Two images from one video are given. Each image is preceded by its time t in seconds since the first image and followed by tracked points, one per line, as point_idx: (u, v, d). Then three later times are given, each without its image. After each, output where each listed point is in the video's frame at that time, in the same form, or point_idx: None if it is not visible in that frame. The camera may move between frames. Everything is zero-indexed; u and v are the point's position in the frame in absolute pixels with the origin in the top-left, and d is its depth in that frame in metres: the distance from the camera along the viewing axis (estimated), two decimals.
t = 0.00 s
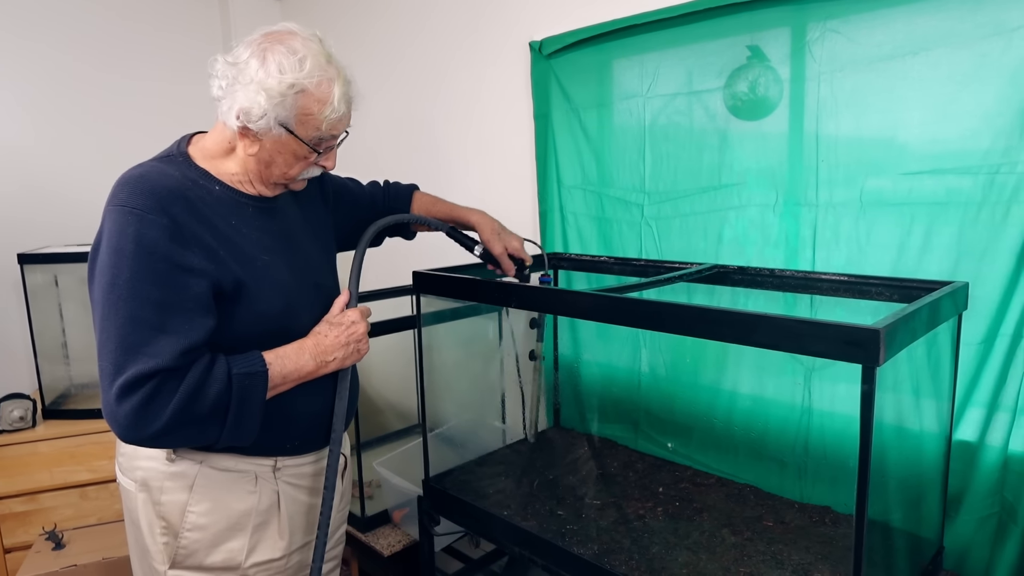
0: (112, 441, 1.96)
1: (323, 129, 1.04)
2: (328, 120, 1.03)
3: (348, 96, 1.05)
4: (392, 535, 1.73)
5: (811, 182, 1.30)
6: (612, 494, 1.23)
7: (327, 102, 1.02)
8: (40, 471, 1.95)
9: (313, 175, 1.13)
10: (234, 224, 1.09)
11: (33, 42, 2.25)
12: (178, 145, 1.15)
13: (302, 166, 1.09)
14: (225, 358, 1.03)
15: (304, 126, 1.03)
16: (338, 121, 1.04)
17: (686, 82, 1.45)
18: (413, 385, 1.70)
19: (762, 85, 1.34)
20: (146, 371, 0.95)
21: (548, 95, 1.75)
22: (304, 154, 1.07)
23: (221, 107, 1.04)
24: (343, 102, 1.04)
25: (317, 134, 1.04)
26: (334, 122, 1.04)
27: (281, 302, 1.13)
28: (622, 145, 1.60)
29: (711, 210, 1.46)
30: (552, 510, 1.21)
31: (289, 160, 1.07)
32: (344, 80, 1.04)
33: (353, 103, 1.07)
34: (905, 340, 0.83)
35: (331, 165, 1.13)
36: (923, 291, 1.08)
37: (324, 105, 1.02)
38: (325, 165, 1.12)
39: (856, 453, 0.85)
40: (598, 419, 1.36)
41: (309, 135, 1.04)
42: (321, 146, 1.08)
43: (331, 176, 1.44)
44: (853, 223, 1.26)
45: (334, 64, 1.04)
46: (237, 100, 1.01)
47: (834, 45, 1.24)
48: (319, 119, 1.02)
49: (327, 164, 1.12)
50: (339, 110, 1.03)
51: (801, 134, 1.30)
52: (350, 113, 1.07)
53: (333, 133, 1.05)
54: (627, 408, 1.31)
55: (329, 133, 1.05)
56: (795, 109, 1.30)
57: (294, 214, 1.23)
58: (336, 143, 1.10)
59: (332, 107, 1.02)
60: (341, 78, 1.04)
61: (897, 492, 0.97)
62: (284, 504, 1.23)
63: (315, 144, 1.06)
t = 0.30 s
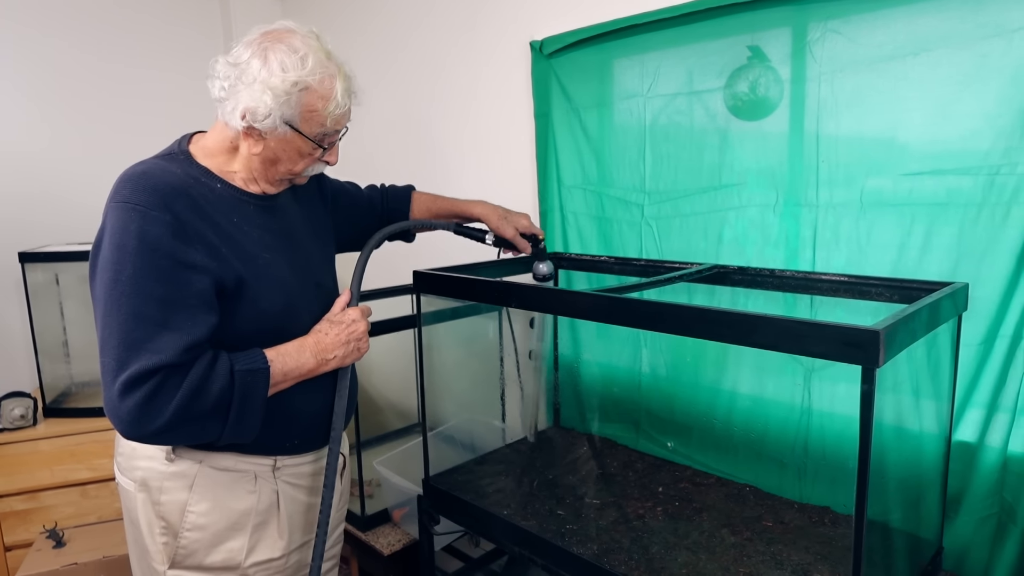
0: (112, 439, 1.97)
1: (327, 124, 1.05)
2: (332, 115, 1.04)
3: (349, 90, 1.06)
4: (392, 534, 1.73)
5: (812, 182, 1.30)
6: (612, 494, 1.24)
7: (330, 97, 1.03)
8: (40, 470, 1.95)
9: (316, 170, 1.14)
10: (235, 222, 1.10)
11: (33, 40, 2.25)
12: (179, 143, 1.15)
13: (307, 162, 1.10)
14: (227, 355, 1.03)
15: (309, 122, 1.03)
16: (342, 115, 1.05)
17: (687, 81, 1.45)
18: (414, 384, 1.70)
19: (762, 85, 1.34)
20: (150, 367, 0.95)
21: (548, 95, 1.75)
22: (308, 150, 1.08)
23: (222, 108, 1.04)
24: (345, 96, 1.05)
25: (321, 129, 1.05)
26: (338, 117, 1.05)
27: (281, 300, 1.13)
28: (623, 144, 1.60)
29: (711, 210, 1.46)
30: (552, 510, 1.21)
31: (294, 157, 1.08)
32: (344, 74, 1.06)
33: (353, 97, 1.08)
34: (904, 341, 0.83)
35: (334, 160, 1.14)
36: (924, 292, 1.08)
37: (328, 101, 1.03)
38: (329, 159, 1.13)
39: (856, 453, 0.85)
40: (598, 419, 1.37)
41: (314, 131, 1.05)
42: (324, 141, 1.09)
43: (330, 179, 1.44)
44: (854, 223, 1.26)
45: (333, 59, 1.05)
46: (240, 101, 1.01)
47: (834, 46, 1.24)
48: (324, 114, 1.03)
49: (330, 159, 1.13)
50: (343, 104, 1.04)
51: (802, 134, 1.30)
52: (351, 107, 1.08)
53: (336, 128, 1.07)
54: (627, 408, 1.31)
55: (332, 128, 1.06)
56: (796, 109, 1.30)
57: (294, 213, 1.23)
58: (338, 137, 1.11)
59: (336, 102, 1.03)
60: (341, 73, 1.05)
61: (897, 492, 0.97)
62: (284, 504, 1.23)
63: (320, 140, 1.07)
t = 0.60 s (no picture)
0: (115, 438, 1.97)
1: (327, 115, 1.05)
2: (331, 104, 1.04)
3: (347, 79, 1.06)
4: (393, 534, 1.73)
5: (816, 184, 1.30)
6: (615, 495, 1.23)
7: (328, 86, 1.03)
8: (43, 469, 1.95)
9: (323, 164, 1.14)
10: (241, 220, 1.10)
11: (37, 40, 2.25)
12: (185, 144, 1.15)
13: (312, 156, 1.10)
14: (232, 353, 1.03)
15: (308, 114, 1.04)
16: (342, 105, 1.05)
17: (691, 83, 1.45)
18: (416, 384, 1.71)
19: (766, 86, 1.33)
20: (154, 364, 0.95)
21: (552, 96, 1.75)
22: (311, 143, 1.07)
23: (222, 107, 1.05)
24: (344, 85, 1.05)
25: (322, 120, 1.05)
26: (337, 106, 1.05)
27: (285, 299, 1.13)
28: (626, 146, 1.60)
29: (714, 212, 1.46)
30: (554, 512, 1.21)
31: (298, 151, 1.08)
32: (340, 63, 1.05)
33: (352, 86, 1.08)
34: (908, 344, 0.83)
35: (340, 153, 1.14)
36: (928, 295, 1.07)
37: (326, 90, 1.03)
38: (335, 152, 1.13)
39: (858, 456, 0.85)
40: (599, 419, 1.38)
41: (315, 123, 1.05)
42: (327, 133, 1.09)
43: (339, 188, 1.46)
44: (858, 225, 1.25)
45: (328, 49, 1.05)
46: (239, 97, 1.01)
47: (838, 47, 1.23)
48: (323, 104, 1.03)
49: (335, 152, 1.13)
50: (341, 93, 1.04)
51: (806, 136, 1.30)
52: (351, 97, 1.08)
53: (337, 118, 1.06)
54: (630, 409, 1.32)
55: (333, 118, 1.06)
56: (800, 110, 1.30)
57: (298, 213, 1.23)
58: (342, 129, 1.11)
59: (334, 91, 1.03)
60: (337, 62, 1.05)
61: (899, 496, 0.97)
62: (285, 504, 1.23)
63: (322, 131, 1.07)
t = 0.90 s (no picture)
0: (118, 438, 1.98)
1: (328, 103, 1.05)
2: (331, 93, 1.04)
3: (347, 68, 1.07)
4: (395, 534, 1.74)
5: (818, 184, 1.29)
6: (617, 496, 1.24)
7: (327, 74, 1.04)
8: (46, 468, 1.96)
9: (330, 159, 1.14)
10: (243, 217, 1.10)
11: (40, 39, 2.26)
12: (195, 144, 1.16)
13: (318, 148, 1.10)
14: (219, 352, 1.04)
15: (310, 103, 1.04)
16: (343, 93, 1.06)
17: (693, 83, 1.45)
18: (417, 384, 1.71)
19: (769, 87, 1.33)
20: (136, 357, 0.96)
21: (554, 97, 1.75)
22: (316, 134, 1.08)
23: (227, 103, 1.07)
24: (343, 73, 1.06)
25: (323, 109, 1.05)
26: (338, 95, 1.05)
27: (286, 297, 1.13)
28: (628, 146, 1.60)
29: (716, 213, 1.46)
30: (555, 512, 1.21)
31: (302, 143, 1.08)
32: (339, 53, 1.06)
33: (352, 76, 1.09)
34: (911, 344, 0.82)
35: (347, 146, 1.13)
36: (930, 295, 1.07)
37: (325, 79, 1.04)
38: (341, 146, 1.13)
39: (861, 457, 0.84)
40: (602, 421, 1.39)
41: (317, 112, 1.05)
42: (332, 124, 1.09)
43: (356, 208, 1.50)
44: (861, 226, 1.25)
45: (327, 40, 1.07)
46: (241, 90, 1.03)
47: (841, 48, 1.23)
48: (323, 92, 1.04)
49: (341, 145, 1.12)
50: (341, 81, 1.05)
51: (808, 136, 1.30)
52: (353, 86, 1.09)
53: (340, 108, 1.07)
54: (631, 409, 1.31)
55: (335, 107, 1.06)
56: (803, 110, 1.30)
57: (303, 213, 1.23)
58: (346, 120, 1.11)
59: (334, 79, 1.04)
60: (336, 52, 1.06)
61: (902, 497, 0.97)
62: (285, 503, 1.23)
63: (325, 122, 1.07)
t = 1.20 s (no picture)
0: (121, 439, 1.98)
1: (325, 93, 1.05)
2: (327, 81, 1.05)
3: (343, 60, 1.08)
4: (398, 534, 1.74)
5: (822, 183, 1.29)
6: (620, 497, 1.23)
7: (323, 64, 1.05)
8: (49, 469, 1.96)
9: (332, 153, 1.13)
10: (242, 214, 1.10)
11: (44, 41, 2.26)
12: (200, 144, 1.17)
13: (319, 140, 1.10)
14: (209, 351, 1.04)
15: (306, 93, 1.05)
16: (339, 83, 1.06)
17: (696, 82, 1.45)
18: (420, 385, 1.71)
19: (773, 86, 1.33)
20: (123, 351, 0.96)
21: (557, 97, 1.75)
22: (314, 126, 1.07)
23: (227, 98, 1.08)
24: (339, 64, 1.06)
25: (321, 99, 1.06)
26: (335, 85, 1.06)
27: (284, 293, 1.13)
28: (630, 146, 1.60)
29: (720, 212, 1.45)
30: (558, 513, 1.21)
31: (302, 136, 1.08)
32: (336, 45, 1.08)
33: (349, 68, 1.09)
34: (916, 345, 0.82)
35: (347, 139, 1.13)
36: (936, 295, 1.06)
37: (321, 68, 1.04)
38: (342, 138, 1.13)
39: (866, 457, 0.84)
40: (603, 423, 1.38)
41: (314, 102, 1.05)
42: (330, 115, 1.09)
43: (364, 213, 1.52)
44: (865, 226, 1.24)
45: (323, 32, 1.08)
46: (239, 83, 1.04)
47: (846, 46, 1.22)
48: (319, 82, 1.04)
49: (341, 137, 1.12)
50: (337, 70, 1.05)
51: (812, 135, 1.29)
52: (350, 78, 1.09)
53: (337, 98, 1.07)
54: (635, 410, 1.31)
55: (332, 97, 1.06)
56: (806, 110, 1.29)
57: (306, 212, 1.23)
58: (346, 112, 1.11)
59: (329, 68, 1.05)
60: (332, 44, 1.07)
61: (907, 498, 0.96)
62: (285, 502, 1.22)
63: (323, 112, 1.07)
